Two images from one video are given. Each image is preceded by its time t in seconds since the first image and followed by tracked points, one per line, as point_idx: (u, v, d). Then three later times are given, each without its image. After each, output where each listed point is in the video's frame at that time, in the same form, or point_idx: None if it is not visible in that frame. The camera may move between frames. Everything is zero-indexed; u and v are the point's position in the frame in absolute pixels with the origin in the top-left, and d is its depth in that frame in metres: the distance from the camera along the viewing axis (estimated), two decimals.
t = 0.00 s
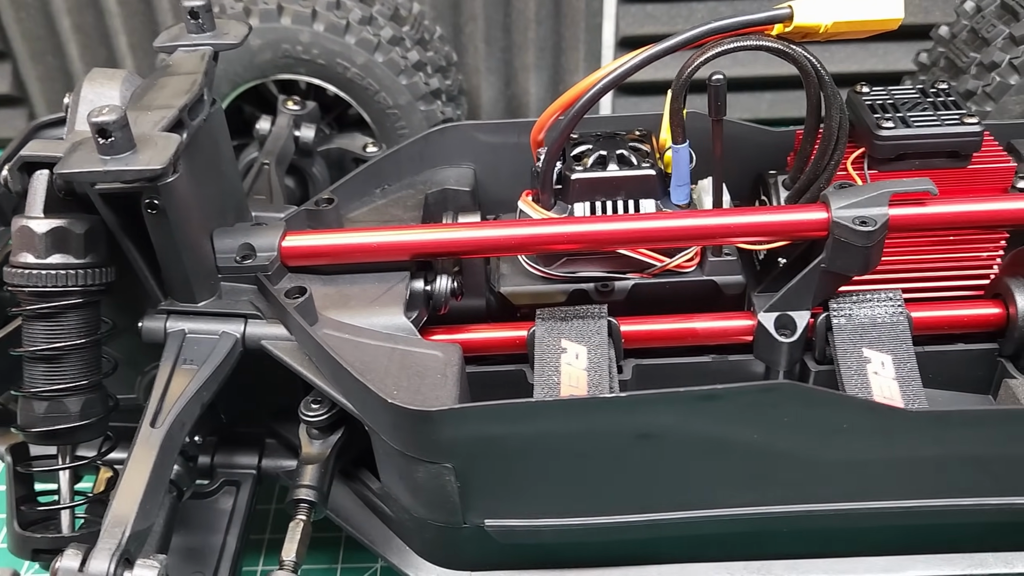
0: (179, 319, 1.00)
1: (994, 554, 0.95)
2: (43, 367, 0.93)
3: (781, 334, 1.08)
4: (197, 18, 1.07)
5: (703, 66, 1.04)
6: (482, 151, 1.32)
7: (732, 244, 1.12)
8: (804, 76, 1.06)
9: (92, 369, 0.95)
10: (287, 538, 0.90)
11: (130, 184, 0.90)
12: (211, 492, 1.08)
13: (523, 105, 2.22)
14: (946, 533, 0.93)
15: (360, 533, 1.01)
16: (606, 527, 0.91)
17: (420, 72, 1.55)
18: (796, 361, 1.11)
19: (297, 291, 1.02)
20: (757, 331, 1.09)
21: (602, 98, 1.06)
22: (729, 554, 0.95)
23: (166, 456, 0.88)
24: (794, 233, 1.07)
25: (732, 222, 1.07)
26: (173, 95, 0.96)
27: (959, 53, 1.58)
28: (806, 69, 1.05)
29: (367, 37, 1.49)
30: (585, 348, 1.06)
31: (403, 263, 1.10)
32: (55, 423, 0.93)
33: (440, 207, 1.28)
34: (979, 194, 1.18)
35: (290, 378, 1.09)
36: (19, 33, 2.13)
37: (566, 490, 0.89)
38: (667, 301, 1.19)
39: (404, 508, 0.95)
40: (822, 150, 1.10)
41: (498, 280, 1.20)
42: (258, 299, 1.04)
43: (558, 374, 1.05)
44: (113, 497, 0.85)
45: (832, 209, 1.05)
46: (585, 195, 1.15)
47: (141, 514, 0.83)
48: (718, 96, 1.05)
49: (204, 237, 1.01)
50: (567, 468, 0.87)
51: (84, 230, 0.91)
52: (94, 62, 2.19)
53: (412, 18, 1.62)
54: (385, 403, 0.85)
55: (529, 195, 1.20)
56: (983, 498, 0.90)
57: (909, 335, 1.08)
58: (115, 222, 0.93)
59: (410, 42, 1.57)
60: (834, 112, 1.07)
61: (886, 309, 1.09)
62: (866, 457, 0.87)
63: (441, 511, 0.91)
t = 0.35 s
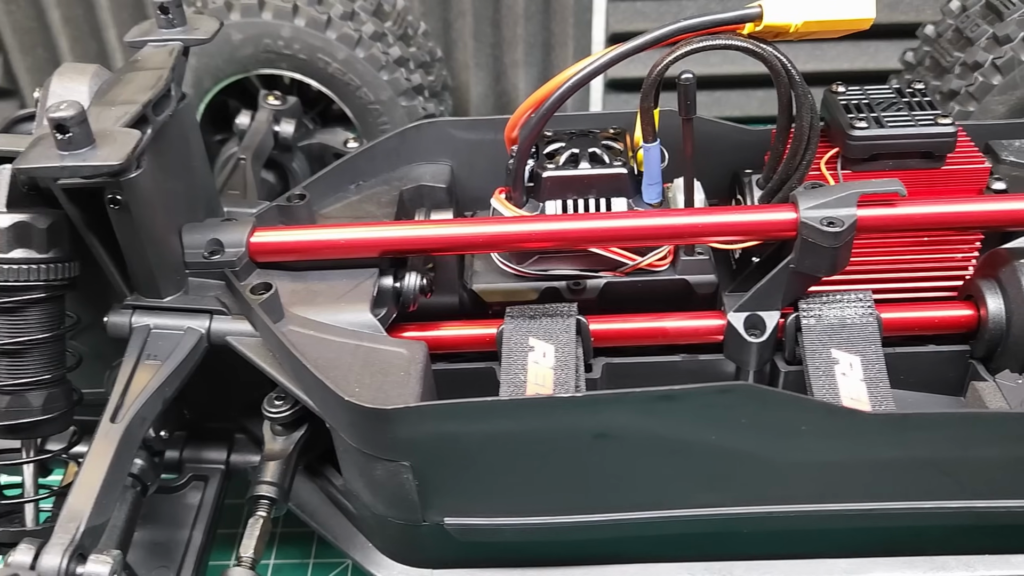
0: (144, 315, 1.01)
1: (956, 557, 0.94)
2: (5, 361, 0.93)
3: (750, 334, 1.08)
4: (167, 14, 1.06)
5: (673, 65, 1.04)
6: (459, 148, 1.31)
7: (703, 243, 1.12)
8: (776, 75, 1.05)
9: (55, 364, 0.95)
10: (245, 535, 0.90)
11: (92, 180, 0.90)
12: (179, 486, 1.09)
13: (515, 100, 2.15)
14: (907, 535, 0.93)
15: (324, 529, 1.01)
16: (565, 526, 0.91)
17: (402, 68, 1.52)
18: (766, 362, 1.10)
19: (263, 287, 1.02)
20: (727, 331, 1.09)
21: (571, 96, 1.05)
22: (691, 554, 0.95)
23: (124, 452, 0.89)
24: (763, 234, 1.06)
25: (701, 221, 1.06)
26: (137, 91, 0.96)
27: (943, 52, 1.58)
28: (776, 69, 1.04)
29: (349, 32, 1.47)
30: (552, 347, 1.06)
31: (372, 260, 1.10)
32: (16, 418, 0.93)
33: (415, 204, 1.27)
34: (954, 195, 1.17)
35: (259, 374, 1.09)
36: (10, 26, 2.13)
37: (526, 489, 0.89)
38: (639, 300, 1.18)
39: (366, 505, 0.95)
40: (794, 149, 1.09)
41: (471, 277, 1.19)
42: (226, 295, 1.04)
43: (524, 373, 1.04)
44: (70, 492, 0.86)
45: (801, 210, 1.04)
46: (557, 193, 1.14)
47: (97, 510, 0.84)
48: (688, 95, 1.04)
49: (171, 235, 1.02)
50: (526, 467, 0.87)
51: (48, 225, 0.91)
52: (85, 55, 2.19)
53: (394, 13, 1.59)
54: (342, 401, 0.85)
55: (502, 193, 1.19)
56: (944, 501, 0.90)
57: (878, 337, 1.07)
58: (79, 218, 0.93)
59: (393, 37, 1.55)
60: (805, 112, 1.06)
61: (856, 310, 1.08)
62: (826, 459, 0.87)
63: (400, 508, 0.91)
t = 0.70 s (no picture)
0: (113, 311, 1.02)
1: (920, 558, 0.94)
2: None
3: (720, 335, 1.08)
4: (139, 11, 1.06)
5: (642, 64, 1.04)
6: (436, 146, 1.31)
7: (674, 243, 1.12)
8: (746, 75, 1.05)
9: (24, 358, 0.96)
10: (208, 531, 0.91)
11: (57, 176, 0.91)
12: (149, 482, 1.09)
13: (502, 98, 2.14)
14: (870, 537, 0.93)
15: (291, 526, 1.01)
16: (527, 525, 0.91)
17: (383, 65, 1.52)
18: (737, 362, 1.11)
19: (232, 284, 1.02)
20: (696, 331, 1.09)
21: (540, 96, 1.05)
22: (654, 554, 0.95)
23: (87, 448, 0.89)
24: (731, 236, 1.06)
25: (670, 221, 1.06)
26: (105, 87, 0.96)
27: (925, 53, 1.58)
28: (746, 69, 1.04)
29: (329, 30, 1.46)
30: (521, 346, 1.06)
31: (343, 258, 1.10)
32: None
33: (391, 201, 1.27)
34: (928, 195, 1.17)
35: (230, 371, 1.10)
36: None
37: (487, 488, 0.89)
38: (612, 299, 1.18)
39: (330, 503, 0.95)
40: (766, 149, 1.09)
41: (445, 275, 1.19)
42: (195, 292, 1.05)
43: (493, 372, 1.04)
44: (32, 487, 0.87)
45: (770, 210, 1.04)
46: (529, 191, 1.14)
47: (57, 505, 0.85)
48: (658, 95, 1.04)
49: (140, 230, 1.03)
50: (487, 466, 0.88)
51: (14, 220, 0.93)
52: (73, 50, 2.19)
53: (376, 10, 1.58)
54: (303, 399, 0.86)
55: (475, 191, 1.19)
56: (905, 503, 0.90)
57: (848, 338, 1.07)
58: (46, 213, 0.94)
59: (375, 34, 1.54)
60: (776, 112, 1.06)
61: (826, 311, 1.08)
62: (786, 459, 0.87)
63: (363, 506, 0.92)
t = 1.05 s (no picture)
0: (84, 307, 1.02)
1: (885, 558, 0.94)
2: None
3: (692, 334, 1.08)
4: (113, 7, 1.06)
5: (614, 63, 1.04)
6: (414, 143, 1.31)
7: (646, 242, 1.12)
8: (718, 74, 1.05)
9: None
10: (176, 527, 0.91)
11: (26, 173, 0.91)
12: (122, 478, 1.10)
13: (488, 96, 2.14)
14: (836, 536, 0.93)
15: (261, 522, 1.02)
16: (493, 523, 0.91)
17: (364, 63, 1.52)
18: (709, 361, 1.11)
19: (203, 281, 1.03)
20: (669, 330, 1.09)
21: (512, 96, 1.05)
22: (621, 553, 0.95)
23: (55, 443, 0.89)
24: (703, 235, 1.06)
25: (641, 220, 1.06)
26: (76, 84, 0.96)
27: (907, 53, 1.58)
28: (719, 68, 1.05)
29: (309, 27, 1.46)
30: (493, 343, 1.06)
31: (316, 255, 1.10)
32: None
33: (368, 199, 1.28)
34: (903, 195, 1.17)
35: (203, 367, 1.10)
36: None
37: (452, 486, 0.90)
38: (586, 298, 1.19)
39: (299, 500, 0.95)
40: (740, 148, 1.10)
41: (420, 272, 1.19)
42: (168, 288, 1.05)
43: (464, 369, 1.04)
44: None
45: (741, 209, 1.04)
46: (503, 189, 1.14)
47: (22, 500, 0.85)
48: (630, 93, 1.04)
49: (112, 227, 1.03)
50: (453, 464, 0.88)
51: None
52: (59, 46, 2.19)
53: (358, 8, 1.59)
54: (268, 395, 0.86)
55: (450, 189, 1.19)
56: (871, 503, 0.90)
57: (819, 337, 1.07)
58: (17, 210, 0.95)
59: (356, 32, 1.55)
60: (748, 111, 1.06)
61: (798, 310, 1.08)
62: (750, 459, 0.87)
63: (330, 502, 0.92)
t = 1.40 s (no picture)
0: (55, 303, 1.03)
1: (850, 556, 0.95)
2: None
3: (663, 332, 1.09)
4: (85, 4, 1.06)
5: (585, 60, 1.04)
6: (391, 140, 1.32)
7: (618, 240, 1.12)
8: (689, 73, 1.05)
9: None
10: (143, 522, 0.91)
11: None
12: (95, 472, 1.10)
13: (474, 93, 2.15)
14: (800, 534, 0.93)
15: (232, 517, 1.03)
16: (458, 519, 0.92)
17: (345, 59, 1.52)
18: (680, 359, 1.11)
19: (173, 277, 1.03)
20: (640, 328, 1.10)
21: (483, 93, 1.05)
22: (587, 549, 0.96)
23: (22, 438, 0.89)
24: (674, 232, 1.07)
25: (612, 218, 1.06)
26: (45, 81, 0.96)
27: (889, 51, 1.57)
28: (690, 67, 1.05)
29: (289, 24, 1.46)
30: (463, 340, 1.06)
31: (289, 252, 1.10)
32: None
33: (345, 195, 1.28)
34: (877, 194, 1.17)
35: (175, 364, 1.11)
36: None
37: (417, 482, 0.90)
38: (560, 295, 1.19)
39: (266, 495, 0.96)
40: (711, 146, 1.10)
41: (395, 269, 1.19)
42: (139, 284, 1.06)
43: (434, 366, 1.05)
44: None
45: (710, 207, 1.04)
46: (477, 186, 1.14)
47: None
48: (601, 91, 1.04)
49: (84, 223, 1.04)
50: (417, 460, 0.88)
51: None
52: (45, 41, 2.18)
53: (340, 4, 1.59)
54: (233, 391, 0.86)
55: (425, 186, 1.19)
56: (834, 500, 0.90)
57: (790, 335, 1.07)
58: None
59: (338, 29, 1.55)
60: (719, 109, 1.07)
61: (769, 308, 1.08)
62: (714, 456, 0.87)
63: (296, 498, 0.92)
